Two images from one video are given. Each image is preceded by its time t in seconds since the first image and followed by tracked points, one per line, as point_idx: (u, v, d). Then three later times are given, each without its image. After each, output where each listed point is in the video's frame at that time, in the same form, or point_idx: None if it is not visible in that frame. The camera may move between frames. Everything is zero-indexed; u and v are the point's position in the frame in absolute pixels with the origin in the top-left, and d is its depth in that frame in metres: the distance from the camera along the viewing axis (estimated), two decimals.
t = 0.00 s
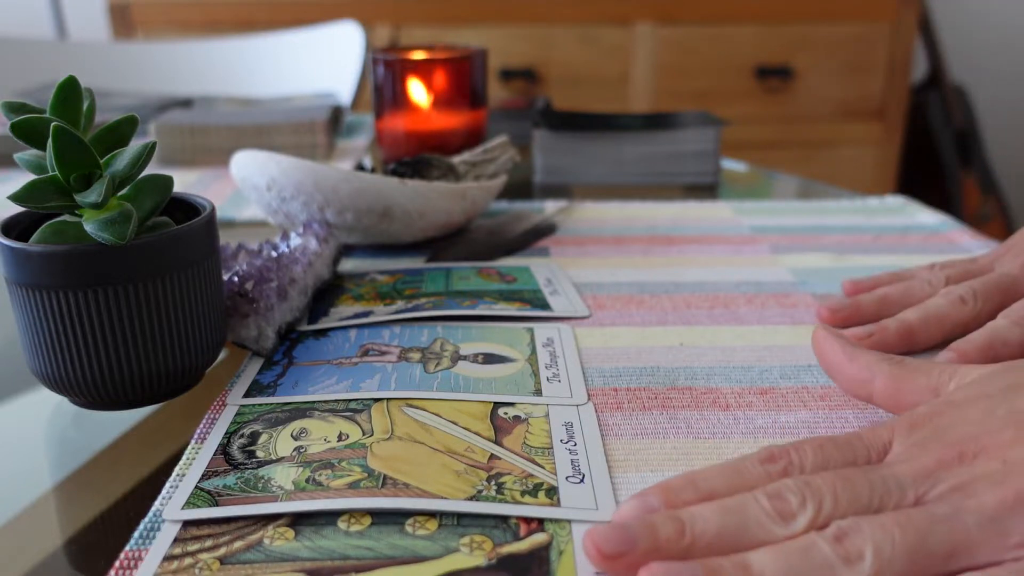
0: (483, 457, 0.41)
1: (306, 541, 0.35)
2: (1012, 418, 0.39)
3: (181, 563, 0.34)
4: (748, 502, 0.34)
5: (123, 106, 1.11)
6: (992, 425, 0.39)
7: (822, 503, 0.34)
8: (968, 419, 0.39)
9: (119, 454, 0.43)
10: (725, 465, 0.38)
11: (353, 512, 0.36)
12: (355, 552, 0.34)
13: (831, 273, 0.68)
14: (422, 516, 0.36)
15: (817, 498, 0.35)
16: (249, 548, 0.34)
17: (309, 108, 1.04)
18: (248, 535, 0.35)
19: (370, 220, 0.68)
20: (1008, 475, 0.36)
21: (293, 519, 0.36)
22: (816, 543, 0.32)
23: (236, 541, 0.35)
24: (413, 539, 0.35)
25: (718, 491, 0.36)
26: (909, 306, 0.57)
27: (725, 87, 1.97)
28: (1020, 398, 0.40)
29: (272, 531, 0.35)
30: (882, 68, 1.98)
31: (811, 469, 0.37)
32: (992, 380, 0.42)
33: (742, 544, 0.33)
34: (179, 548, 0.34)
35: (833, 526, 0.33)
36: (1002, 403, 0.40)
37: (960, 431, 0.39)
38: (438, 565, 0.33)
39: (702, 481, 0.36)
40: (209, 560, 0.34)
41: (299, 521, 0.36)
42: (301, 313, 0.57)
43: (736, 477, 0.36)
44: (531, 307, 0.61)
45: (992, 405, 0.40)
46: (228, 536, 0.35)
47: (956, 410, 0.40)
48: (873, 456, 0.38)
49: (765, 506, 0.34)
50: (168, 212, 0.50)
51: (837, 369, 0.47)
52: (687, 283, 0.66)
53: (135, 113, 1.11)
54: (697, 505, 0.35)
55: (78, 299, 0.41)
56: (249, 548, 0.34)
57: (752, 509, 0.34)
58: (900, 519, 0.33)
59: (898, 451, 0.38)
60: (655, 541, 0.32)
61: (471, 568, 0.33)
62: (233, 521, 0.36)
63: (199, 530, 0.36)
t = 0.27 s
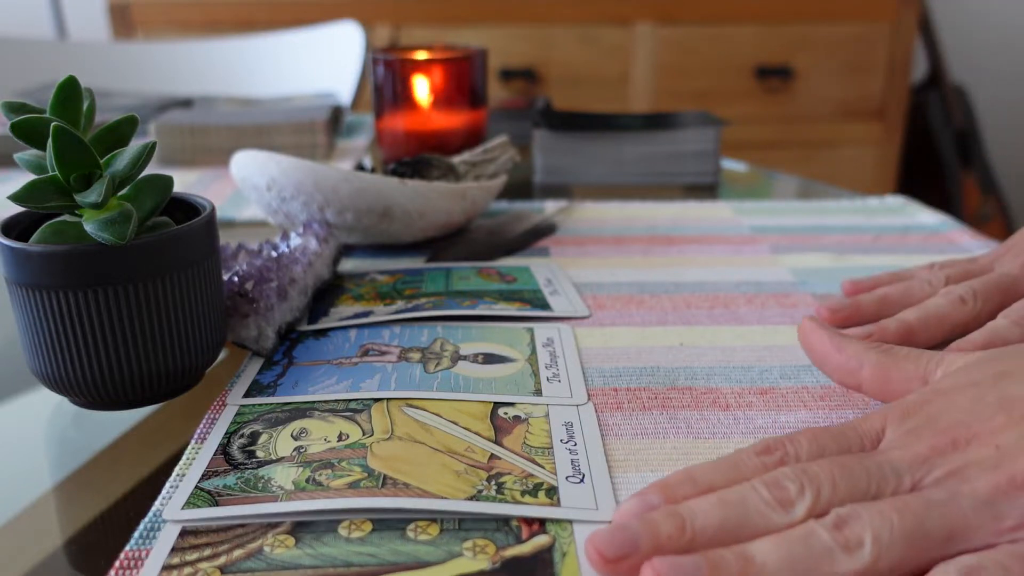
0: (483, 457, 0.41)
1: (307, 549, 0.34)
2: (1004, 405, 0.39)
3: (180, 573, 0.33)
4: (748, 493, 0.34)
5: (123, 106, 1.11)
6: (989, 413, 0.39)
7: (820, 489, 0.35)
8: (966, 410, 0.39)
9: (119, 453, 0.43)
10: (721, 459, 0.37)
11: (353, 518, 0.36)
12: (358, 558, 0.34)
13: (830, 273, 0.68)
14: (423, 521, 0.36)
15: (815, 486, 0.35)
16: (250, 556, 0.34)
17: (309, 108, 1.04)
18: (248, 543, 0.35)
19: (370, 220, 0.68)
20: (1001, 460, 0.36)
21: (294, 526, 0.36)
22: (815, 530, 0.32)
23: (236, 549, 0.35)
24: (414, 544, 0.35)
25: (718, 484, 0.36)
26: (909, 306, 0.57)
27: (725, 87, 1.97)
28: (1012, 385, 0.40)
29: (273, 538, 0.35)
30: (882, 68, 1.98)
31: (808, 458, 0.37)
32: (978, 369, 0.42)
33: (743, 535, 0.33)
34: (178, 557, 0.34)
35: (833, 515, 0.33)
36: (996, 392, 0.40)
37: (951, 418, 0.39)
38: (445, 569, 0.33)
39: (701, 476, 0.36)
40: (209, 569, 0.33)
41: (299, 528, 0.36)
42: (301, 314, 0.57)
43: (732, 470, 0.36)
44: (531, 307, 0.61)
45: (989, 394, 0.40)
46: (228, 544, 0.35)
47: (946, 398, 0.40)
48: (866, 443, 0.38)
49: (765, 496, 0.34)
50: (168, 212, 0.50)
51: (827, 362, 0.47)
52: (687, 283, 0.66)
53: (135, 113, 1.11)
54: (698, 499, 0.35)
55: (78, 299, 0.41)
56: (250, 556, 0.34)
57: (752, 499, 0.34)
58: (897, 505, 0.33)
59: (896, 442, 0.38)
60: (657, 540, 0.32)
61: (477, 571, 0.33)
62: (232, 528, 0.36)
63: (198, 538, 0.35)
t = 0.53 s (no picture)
0: (483, 457, 0.41)
1: (306, 549, 0.34)
2: (1003, 414, 0.39)
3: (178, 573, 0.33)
4: (746, 496, 0.34)
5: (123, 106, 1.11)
6: (989, 421, 0.39)
7: (819, 495, 0.35)
8: (966, 415, 0.39)
9: (120, 453, 0.43)
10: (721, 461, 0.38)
11: (352, 517, 0.36)
12: (357, 558, 0.34)
13: (830, 273, 0.68)
14: (422, 521, 0.36)
15: (814, 492, 0.35)
16: (248, 557, 0.34)
17: (309, 108, 1.04)
18: (246, 544, 0.35)
19: (370, 220, 0.68)
20: (1000, 469, 0.36)
21: (292, 526, 0.36)
22: (812, 537, 0.32)
23: (235, 550, 0.35)
24: (414, 544, 0.35)
25: (716, 485, 0.36)
26: (909, 306, 0.57)
27: (725, 87, 1.97)
28: (1011, 393, 0.40)
29: (271, 539, 0.35)
30: (882, 68, 1.98)
31: (806, 463, 0.37)
32: (980, 376, 0.42)
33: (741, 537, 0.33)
34: (176, 559, 0.34)
35: (829, 521, 0.33)
36: (996, 399, 0.40)
37: (952, 426, 0.39)
38: (445, 568, 0.33)
39: (699, 476, 0.36)
40: (208, 570, 0.33)
41: (297, 528, 0.36)
42: (301, 313, 0.57)
43: (731, 472, 0.36)
44: (531, 307, 0.61)
45: (989, 402, 0.40)
46: (226, 545, 0.35)
47: (946, 406, 0.40)
48: (867, 449, 0.38)
49: (763, 500, 0.34)
50: (168, 212, 0.50)
51: (829, 369, 0.47)
52: (687, 283, 0.66)
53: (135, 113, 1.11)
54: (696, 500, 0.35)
55: (78, 299, 0.41)
56: (249, 557, 0.34)
57: (749, 503, 0.34)
58: (895, 513, 0.33)
59: (896, 448, 0.38)
60: (652, 539, 0.32)
61: (476, 571, 0.33)
62: (230, 529, 0.36)
63: (196, 539, 0.35)
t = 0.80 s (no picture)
0: (483, 457, 0.41)
1: (305, 547, 0.34)
2: (1004, 415, 0.39)
3: (178, 572, 0.33)
4: (745, 496, 0.34)
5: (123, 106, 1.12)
6: (988, 422, 0.39)
7: (818, 496, 0.35)
8: (965, 416, 0.39)
9: (119, 454, 0.43)
10: (720, 460, 0.38)
11: (352, 516, 0.36)
12: (357, 556, 0.34)
13: (830, 273, 0.68)
14: (421, 519, 0.36)
15: (811, 492, 0.35)
16: (248, 555, 0.34)
17: (309, 108, 1.04)
18: (246, 542, 0.35)
19: (370, 220, 0.68)
20: (999, 471, 0.36)
21: (293, 524, 0.36)
22: (810, 538, 0.32)
23: (235, 548, 0.35)
24: (414, 542, 0.35)
25: (714, 485, 0.36)
26: (909, 306, 0.57)
27: (725, 87, 1.97)
28: (1012, 395, 0.40)
29: (271, 537, 0.35)
30: (882, 68, 1.98)
31: (806, 463, 0.37)
32: (982, 378, 0.42)
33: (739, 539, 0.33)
34: (176, 556, 0.34)
35: (827, 522, 0.33)
36: (996, 400, 0.40)
37: (952, 428, 0.39)
38: (443, 566, 0.33)
39: (698, 476, 0.36)
40: (208, 568, 0.33)
41: (297, 526, 0.36)
42: (301, 313, 0.57)
43: (731, 472, 0.36)
44: (531, 308, 0.61)
45: (989, 403, 0.40)
46: (226, 543, 0.35)
47: (946, 407, 0.40)
48: (866, 450, 0.38)
49: (761, 501, 0.34)
50: (168, 212, 0.50)
51: (829, 369, 0.47)
52: (687, 283, 0.66)
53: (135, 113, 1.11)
54: (693, 501, 0.35)
55: (78, 299, 0.41)
56: (249, 555, 0.34)
57: (747, 503, 0.34)
58: (893, 514, 0.33)
59: (896, 449, 0.38)
60: (649, 538, 0.32)
61: (476, 569, 0.33)
62: (231, 527, 0.36)
63: (196, 536, 0.35)
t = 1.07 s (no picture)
0: (483, 457, 0.41)
1: (306, 546, 0.34)
2: (1007, 417, 0.39)
3: (179, 571, 0.33)
4: (750, 501, 0.34)
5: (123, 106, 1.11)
6: (990, 423, 0.39)
7: (823, 501, 0.35)
8: (966, 417, 0.39)
9: (119, 454, 0.43)
10: (725, 465, 0.38)
11: (353, 514, 0.36)
12: (358, 555, 0.34)
13: (830, 273, 0.68)
14: (423, 518, 0.36)
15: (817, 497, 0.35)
16: (249, 554, 0.34)
17: (309, 108, 1.04)
18: (247, 541, 0.35)
19: (370, 220, 0.68)
20: (1003, 473, 0.36)
21: (293, 522, 0.36)
22: (815, 540, 0.32)
23: (236, 547, 0.35)
24: (415, 541, 0.35)
25: (720, 489, 0.36)
26: (909, 306, 0.57)
27: (724, 87, 1.97)
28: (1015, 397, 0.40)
29: (272, 536, 0.35)
30: (882, 68, 1.98)
31: (810, 469, 0.37)
32: (985, 381, 0.42)
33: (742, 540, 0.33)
34: (177, 555, 0.34)
35: (833, 525, 0.33)
36: (998, 402, 0.40)
37: (957, 429, 0.39)
38: (443, 566, 0.33)
39: (703, 478, 0.36)
40: (209, 567, 0.33)
41: (298, 525, 0.36)
42: (301, 313, 0.57)
43: (737, 477, 0.36)
44: (531, 308, 0.61)
45: (990, 404, 0.40)
46: (227, 542, 0.35)
47: (948, 408, 0.40)
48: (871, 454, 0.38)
49: (767, 506, 0.34)
50: (169, 212, 0.50)
51: (827, 368, 0.47)
52: (687, 283, 0.66)
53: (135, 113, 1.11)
54: (699, 502, 0.35)
55: (78, 299, 0.41)
56: (249, 554, 0.34)
57: (753, 507, 0.34)
58: (899, 517, 0.33)
59: (899, 450, 0.38)
60: (658, 532, 0.32)
61: (476, 569, 0.33)
62: (232, 526, 0.36)
63: (198, 536, 0.35)
